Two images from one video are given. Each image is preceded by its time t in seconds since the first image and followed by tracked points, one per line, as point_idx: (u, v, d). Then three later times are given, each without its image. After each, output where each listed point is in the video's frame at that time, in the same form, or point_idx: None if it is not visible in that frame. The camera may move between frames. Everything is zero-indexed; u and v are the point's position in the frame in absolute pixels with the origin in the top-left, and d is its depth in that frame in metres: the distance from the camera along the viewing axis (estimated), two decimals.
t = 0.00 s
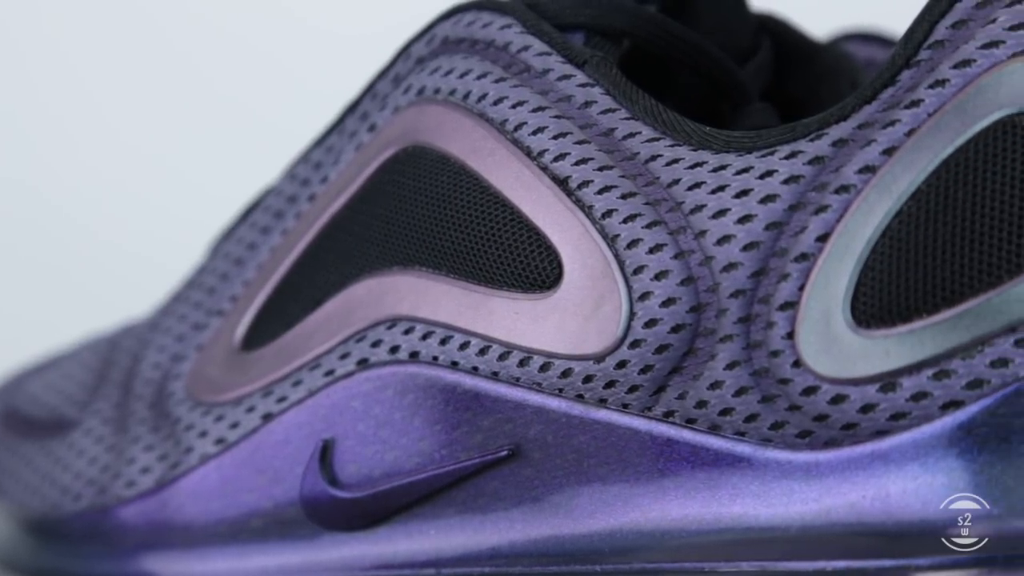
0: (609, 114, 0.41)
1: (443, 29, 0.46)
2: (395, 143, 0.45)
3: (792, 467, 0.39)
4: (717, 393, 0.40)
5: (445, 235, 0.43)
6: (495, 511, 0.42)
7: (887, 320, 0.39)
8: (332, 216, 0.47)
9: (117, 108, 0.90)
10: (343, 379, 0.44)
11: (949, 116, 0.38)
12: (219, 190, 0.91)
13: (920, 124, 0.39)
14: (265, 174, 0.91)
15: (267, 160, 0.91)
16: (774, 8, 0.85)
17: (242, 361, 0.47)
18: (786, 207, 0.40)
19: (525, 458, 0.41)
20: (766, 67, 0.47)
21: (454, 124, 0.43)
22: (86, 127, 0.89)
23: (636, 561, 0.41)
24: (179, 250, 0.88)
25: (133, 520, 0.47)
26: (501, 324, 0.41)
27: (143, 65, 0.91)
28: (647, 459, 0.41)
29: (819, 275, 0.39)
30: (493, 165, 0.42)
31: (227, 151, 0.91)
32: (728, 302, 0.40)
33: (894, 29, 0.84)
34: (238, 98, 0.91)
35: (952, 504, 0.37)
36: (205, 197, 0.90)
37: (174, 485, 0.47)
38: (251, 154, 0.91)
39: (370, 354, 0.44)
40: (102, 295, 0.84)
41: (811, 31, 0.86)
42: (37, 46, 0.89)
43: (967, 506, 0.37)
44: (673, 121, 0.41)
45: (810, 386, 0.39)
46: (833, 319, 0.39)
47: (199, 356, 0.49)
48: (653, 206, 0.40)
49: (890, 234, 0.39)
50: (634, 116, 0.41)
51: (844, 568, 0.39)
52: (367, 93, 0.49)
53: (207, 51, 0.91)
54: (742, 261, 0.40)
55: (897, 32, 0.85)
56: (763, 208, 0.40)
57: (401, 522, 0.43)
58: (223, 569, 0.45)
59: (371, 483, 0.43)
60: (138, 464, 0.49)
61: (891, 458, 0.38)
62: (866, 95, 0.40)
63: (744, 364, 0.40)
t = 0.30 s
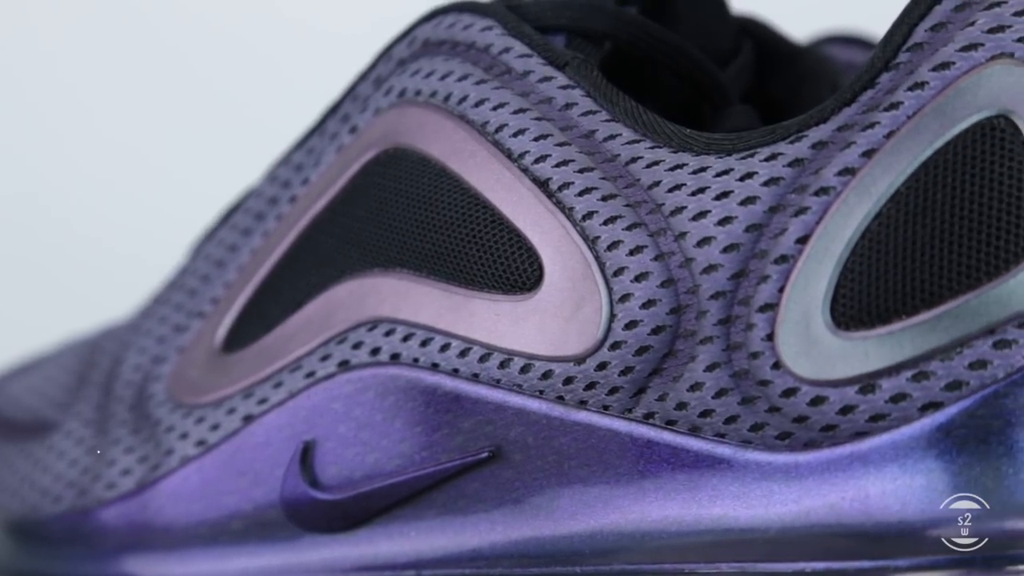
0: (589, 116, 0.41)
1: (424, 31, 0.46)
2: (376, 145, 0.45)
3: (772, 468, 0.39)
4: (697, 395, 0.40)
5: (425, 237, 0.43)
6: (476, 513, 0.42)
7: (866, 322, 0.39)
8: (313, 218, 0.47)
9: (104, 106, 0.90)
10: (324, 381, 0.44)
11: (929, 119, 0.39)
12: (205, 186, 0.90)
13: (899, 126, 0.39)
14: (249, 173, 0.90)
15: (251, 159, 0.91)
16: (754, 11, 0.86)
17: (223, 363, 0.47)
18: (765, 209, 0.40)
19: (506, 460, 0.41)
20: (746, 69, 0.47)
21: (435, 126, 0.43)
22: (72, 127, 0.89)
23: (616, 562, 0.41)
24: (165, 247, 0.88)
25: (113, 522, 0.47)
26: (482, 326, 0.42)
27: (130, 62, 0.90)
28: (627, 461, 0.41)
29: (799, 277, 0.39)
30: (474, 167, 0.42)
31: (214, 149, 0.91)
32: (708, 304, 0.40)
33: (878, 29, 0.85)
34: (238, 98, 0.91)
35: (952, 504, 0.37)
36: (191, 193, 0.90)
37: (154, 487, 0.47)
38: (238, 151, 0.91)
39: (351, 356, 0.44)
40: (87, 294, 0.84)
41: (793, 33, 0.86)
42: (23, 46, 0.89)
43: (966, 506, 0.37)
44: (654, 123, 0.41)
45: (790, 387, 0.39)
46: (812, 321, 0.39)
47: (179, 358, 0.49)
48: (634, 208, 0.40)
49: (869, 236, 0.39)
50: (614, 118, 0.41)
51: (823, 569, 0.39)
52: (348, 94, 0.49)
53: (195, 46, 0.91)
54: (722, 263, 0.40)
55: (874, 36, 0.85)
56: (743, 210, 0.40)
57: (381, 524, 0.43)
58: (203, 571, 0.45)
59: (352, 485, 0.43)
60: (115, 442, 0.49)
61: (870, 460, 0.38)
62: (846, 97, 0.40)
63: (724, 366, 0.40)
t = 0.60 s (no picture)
0: (565, 118, 0.41)
1: (401, 34, 0.46)
2: (353, 147, 0.45)
3: (748, 470, 0.39)
4: (673, 398, 0.41)
5: (402, 240, 0.43)
6: (452, 515, 0.42)
7: (841, 325, 0.39)
8: (291, 220, 0.47)
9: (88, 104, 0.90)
10: (300, 384, 0.44)
11: (903, 122, 0.39)
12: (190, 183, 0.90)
13: (874, 130, 0.39)
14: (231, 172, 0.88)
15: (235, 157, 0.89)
16: (734, 12, 0.86)
17: (200, 365, 0.47)
18: (741, 212, 0.40)
19: (483, 462, 0.42)
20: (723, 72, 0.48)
21: (412, 129, 0.43)
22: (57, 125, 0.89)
23: (592, 564, 0.41)
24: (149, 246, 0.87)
25: (89, 524, 0.47)
26: (458, 328, 0.42)
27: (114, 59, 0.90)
28: (603, 463, 0.41)
29: (774, 279, 0.40)
30: (451, 169, 0.42)
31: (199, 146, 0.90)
32: (684, 306, 0.40)
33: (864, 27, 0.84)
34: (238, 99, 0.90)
35: (952, 505, 0.37)
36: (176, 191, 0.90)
37: (131, 489, 0.47)
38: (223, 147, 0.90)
39: (328, 358, 0.44)
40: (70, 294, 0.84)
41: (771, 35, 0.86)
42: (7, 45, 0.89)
43: (967, 506, 0.37)
44: (630, 126, 0.41)
45: (765, 390, 0.39)
46: (787, 323, 0.39)
47: (156, 361, 0.49)
48: (610, 211, 0.40)
49: (844, 239, 0.39)
50: (591, 121, 0.41)
51: (798, 570, 0.39)
52: (325, 97, 0.49)
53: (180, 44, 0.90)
54: (698, 266, 0.40)
55: (851, 37, 0.86)
56: (718, 213, 0.40)
57: (358, 526, 0.43)
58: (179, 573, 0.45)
59: (329, 487, 0.43)
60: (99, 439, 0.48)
61: (845, 462, 0.38)
62: (821, 100, 0.41)
63: (700, 368, 0.40)
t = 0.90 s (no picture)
0: (543, 121, 0.41)
1: (379, 36, 0.46)
2: (331, 150, 0.46)
3: (724, 472, 0.39)
4: (649, 400, 0.41)
5: (380, 242, 0.43)
6: (429, 517, 0.42)
7: (817, 327, 0.39)
8: (268, 222, 0.47)
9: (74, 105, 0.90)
10: (278, 386, 0.44)
11: (878, 125, 0.39)
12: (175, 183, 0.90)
13: (850, 132, 0.39)
14: (216, 170, 0.87)
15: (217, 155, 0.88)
16: (713, 15, 0.86)
17: (178, 367, 0.48)
18: (717, 214, 0.40)
19: (460, 464, 0.42)
20: (699, 76, 0.49)
21: (390, 131, 0.44)
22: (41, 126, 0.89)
23: (569, 566, 0.41)
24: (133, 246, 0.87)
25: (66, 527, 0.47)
26: (436, 330, 0.42)
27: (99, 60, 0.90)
28: (580, 465, 0.41)
29: (750, 281, 0.40)
30: (428, 172, 0.42)
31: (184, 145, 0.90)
32: (661, 308, 0.40)
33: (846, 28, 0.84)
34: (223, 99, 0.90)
35: (951, 505, 0.37)
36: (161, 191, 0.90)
37: (110, 492, 0.47)
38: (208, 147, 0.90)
39: (306, 361, 0.44)
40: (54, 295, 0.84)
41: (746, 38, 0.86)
42: None
43: (966, 506, 0.37)
44: (607, 129, 0.42)
45: (742, 392, 0.39)
46: (763, 326, 0.39)
47: (133, 363, 0.50)
48: (587, 213, 0.41)
49: (820, 241, 0.39)
50: (567, 123, 0.41)
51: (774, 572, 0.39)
52: (303, 100, 0.49)
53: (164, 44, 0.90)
54: (674, 268, 0.40)
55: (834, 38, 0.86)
56: (695, 215, 0.40)
57: (336, 528, 0.43)
58: None
59: (306, 489, 0.43)
60: (90, 437, 0.48)
61: (821, 464, 0.38)
62: (797, 103, 0.41)
63: (677, 370, 0.41)
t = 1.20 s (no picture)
0: (523, 123, 0.41)
1: (359, 39, 0.46)
2: (312, 152, 0.46)
3: (705, 474, 0.40)
4: (630, 401, 0.41)
5: (360, 244, 0.43)
6: (411, 519, 0.42)
7: (796, 329, 0.39)
8: (248, 224, 0.47)
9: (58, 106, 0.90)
10: (259, 388, 0.44)
11: (858, 127, 0.39)
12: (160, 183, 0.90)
13: (829, 135, 0.39)
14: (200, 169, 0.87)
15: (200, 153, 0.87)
16: (694, 17, 0.86)
17: (159, 369, 0.48)
18: (697, 217, 0.40)
19: (441, 466, 0.42)
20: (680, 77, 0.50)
21: (371, 133, 0.44)
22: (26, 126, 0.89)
23: (550, 567, 0.41)
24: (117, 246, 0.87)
25: (47, 529, 0.47)
26: (417, 332, 0.42)
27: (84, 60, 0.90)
28: (561, 467, 0.41)
29: (730, 283, 0.40)
30: (409, 174, 0.42)
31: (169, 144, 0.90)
32: (641, 310, 0.40)
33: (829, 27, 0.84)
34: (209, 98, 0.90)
35: (951, 505, 0.37)
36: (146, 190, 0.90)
37: (90, 494, 0.47)
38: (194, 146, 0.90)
39: (286, 363, 0.44)
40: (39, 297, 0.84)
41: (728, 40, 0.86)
42: None
43: (966, 506, 0.37)
44: (588, 131, 0.42)
45: (721, 394, 0.40)
46: (743, 328, 0.39)
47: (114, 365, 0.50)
48: (567, 215, 0.41)
49: (800, 243, 0.39)
50: (548, 126, 0.42)
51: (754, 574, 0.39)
52: (284, 101, 0.49)
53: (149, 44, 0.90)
54: (655, 270, 0.40)
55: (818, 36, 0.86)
56: (675, 217, 0.40)
57: (317, 530, 0.43)
58: None
59: (287, 491, 0.43)
60: (91, 437, 0.48)
61: (801, 466, 0.38)
62: (777, 105, 0.41)
63: (657, 372, 0.41)
